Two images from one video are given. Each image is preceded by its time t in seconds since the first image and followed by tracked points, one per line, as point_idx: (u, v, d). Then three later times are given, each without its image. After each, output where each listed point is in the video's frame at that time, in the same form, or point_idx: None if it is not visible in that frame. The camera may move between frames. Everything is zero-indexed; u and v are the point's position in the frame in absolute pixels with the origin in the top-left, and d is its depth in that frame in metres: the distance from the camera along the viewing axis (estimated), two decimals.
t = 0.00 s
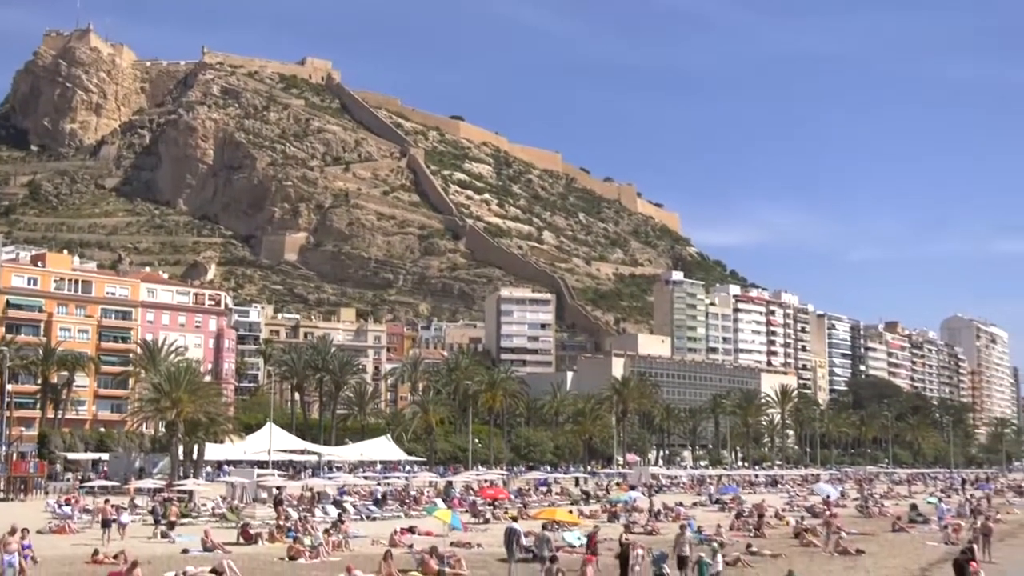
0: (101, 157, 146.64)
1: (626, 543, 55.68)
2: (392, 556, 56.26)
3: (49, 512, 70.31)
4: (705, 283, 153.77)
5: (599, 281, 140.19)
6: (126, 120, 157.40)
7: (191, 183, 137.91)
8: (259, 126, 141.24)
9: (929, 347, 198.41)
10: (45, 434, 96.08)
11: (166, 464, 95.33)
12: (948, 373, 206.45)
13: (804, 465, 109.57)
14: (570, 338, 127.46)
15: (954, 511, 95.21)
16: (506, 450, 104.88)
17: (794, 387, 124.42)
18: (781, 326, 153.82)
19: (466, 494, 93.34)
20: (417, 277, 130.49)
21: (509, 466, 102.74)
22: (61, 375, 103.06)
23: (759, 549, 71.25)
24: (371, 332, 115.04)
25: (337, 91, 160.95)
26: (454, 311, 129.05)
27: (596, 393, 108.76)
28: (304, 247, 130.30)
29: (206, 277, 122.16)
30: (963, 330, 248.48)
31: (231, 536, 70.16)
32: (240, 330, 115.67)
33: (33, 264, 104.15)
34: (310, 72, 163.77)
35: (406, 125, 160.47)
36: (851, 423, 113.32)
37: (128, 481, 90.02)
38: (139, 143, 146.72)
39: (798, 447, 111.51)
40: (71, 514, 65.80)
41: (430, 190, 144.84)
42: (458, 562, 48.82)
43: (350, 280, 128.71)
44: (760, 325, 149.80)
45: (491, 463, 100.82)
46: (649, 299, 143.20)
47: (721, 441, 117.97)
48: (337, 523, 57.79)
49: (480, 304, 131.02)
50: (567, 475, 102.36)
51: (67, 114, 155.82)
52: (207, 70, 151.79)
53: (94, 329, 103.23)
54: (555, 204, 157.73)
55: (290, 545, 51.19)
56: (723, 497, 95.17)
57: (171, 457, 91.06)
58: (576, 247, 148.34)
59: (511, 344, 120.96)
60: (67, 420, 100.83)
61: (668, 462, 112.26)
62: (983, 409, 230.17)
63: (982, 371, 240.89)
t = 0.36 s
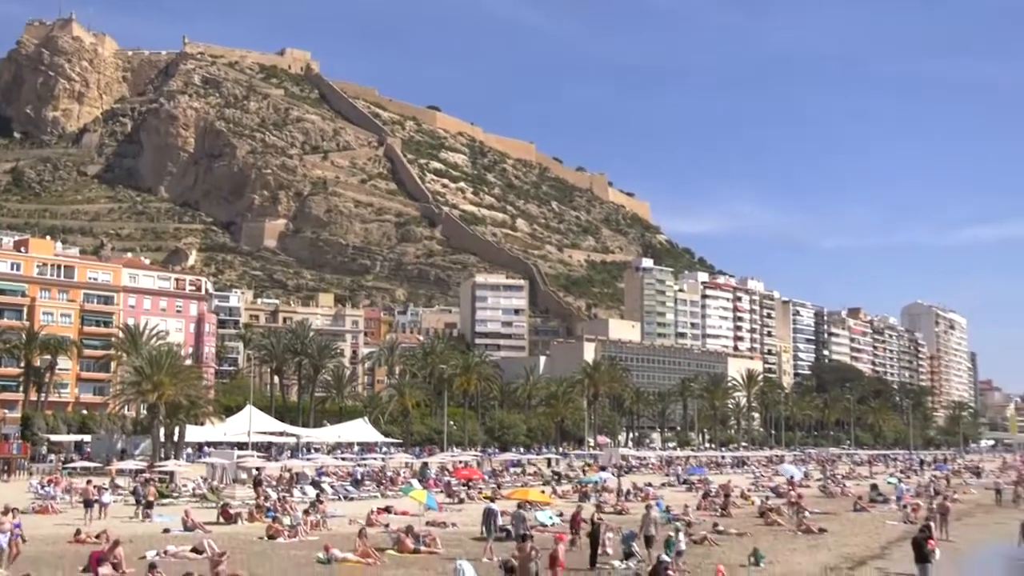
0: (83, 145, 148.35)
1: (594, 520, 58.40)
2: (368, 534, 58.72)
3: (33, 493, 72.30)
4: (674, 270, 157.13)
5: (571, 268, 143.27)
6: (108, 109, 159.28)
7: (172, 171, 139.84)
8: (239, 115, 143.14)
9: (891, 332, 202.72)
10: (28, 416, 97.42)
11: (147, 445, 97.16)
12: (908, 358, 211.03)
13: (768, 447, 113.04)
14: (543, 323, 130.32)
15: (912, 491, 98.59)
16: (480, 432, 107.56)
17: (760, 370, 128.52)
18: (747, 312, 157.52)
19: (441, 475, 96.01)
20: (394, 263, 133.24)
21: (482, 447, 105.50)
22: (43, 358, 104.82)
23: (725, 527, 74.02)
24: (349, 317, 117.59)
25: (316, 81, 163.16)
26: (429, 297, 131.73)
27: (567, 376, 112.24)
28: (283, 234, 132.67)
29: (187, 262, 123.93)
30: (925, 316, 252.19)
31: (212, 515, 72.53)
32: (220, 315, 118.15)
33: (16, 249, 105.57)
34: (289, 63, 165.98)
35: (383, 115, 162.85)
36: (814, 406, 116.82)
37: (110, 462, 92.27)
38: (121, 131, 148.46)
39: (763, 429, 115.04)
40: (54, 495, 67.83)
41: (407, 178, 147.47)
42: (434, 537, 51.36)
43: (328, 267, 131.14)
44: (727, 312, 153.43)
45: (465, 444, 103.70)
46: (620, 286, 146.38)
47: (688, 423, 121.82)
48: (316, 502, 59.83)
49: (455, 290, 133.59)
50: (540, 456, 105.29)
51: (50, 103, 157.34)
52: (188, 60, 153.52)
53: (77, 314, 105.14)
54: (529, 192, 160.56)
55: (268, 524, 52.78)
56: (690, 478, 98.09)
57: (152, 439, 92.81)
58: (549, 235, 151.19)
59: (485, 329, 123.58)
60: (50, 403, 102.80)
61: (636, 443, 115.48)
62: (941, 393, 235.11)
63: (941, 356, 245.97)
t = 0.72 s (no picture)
0: (65, 134, 149.95)
1: (565, 499, 61.39)
2: (346, 513, 60.65)
3: (17, 476, 74.00)
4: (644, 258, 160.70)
5: (544, 255, 146.46)
6: (90, 98, 160.96)
7: (154, 159, 141.90)
8: (219, 104, 144.86)
9: (853, 318, 207.30)
10: (12, 400, 99.32)
11: (129, 428, 99.49)
12: (869, 344, 215.81)
13: (733, 429, 116.71)
14: (517, 309, 133.37)
15: (871, 471, 102.21)
16: (455, 415, 110.31)
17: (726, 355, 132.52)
18: (715, 299, 161.39)
19: (416, 457, 98.99)
20: (372, 250, 135.66)
21: (457, 429, 108.44)
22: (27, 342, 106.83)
23: (692, 506, 77.06)
24: (328, 303, 120.09)
25: (295, 72, 165.50)
26: (406, 283, 134.43)
27: (540, 360, 115.88)
28: (263, 221, 134.94)
29: (169, 249, 126.04)
30: (887, 304, 256.73)
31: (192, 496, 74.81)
32: (201, 300, 120.45)
33: None
34: (269, 54, 168.27)
35: (361, 105, 165.36)
36: (777, 390, 120.81)
37: (93, 443, 94.90)
38: (103, 120, 150.14)
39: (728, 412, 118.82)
40: (35, 476, 69.87)
41: (384, 168, 150.45)
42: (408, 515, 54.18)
43: (306, 254, 133.50)
44: (695, 299, 157.22)
45: (440, 427, 106.80)
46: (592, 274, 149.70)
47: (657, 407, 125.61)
48: (294, 483, 61.39)
49: (430, 277, 137.08)
50: (513, 438, 108.30)
51: (32, 91, 158.75)
52: (169, 51, 155.17)
53: (60, 299, 107.03)
54: (503, 182, 163.59)
55: (247, 505, 54.63)
56: (658, 460, 101.38)
57: (133, 422, 95.32)
58: (522, 223, 154.25)
59: (461, 315, 126.41)
60: (33, 385, 104.93)
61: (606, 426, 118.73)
62: (900, 377, 240.37)
63: (900, 342, 251.25)
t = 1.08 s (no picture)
0: (38, 119, 151.21)
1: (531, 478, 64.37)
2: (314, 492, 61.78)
3: None
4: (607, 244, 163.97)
5: (509, 240, 149.53)
6: (63, 83, 162.03)
7: (125, 144, 143.41)
8: (191, 91, 146.28)
9: (808, 303, 212.05)
10: None
11: (101, 409, 101.67)
12: (823, 328, 220.77)
13: (692, 410, 120.27)
14: (483, 293, 136.34)
15: (825, 450, 105.82)
16: (422, 396, 113.06)
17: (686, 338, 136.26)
18: (675, 285, 165.13)
19: (384, 437, 101.78)
20: (341, 235, 138.10)
21: (424, 409, 111.18)
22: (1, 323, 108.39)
23: (651, 484, 80.25)
24: (298, 287, 122.33)
25: (266, 60, 167.56)
26: (374, 268, 136.40)
27: (505, 342, 119.15)
28: (234, 207, 137.13)
29: (141, 233, 127.72)
30: (842, 287, 261.58)
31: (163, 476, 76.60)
32: (173, 283, 122.45)
33: None
34: (240, 41, 170.11)
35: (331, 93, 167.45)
36: (734, 371, 124.70)
37: (65, 424, 96.76)
38: (76, 105, 151.36)
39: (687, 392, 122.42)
40: (7, 455, 71.71)
41: (354, 155, 152.89)
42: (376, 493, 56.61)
43: (276, 239, 135.62)
44: (656, 284, 160.84)
45: (407, 407, 109.57)
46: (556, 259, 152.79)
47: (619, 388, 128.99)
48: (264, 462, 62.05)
49: (399, 262, 138.81)
50: (479, 419, 111.12)
51: (5, 77, 159.61)
52: (141, 38, 155.99)
53: (32, 282, 108.24)
54: (469, 169, 166.44)
55: (218, 483, 54.75)
56: (620, 439, 104.74)
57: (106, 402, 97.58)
58: (488, 209, 157.24)
59: (428, 299, 129.34)
60: (6, 366, 106.73)
61: (569, 407, 121.94)
62: (853, 360, 245.70)
63: (854, 326, 256.58)
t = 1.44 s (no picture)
0: None
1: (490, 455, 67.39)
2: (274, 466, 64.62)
3: None
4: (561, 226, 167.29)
5: (466, 222, 152.55)
6: (23, 64, 162.33)
7: (87, 124, 143.95)
8: (152, 73, 147.11)
9: (755, 285, 217.05)
10: None
11: (63, 386, 103.59)
12: (770, 308, 226.02)
13: (642, 387, 123.82)
14: (440, 274, 139.28)
15: (770, 426, 109.86)
16: (380, 373, 115.79)
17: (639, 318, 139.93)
18: (627, 266, 168.88)
19: (343, 414, 104.54)
20: (301, 216, 140.80)
21: (383, 387, 113.87)
22: None
23: (603, 460, 83.60)
24: (258, 267, 123.85)
25: (228, 43, 169.46)
26: (334, 249, 140.06)
27: (462, 322, 121.92)
28: (195, 187, 138.59)
29: (102, 213, 128.52)
30: (788, 269, 267.39)
31: (126, 451, 78.13)
32: (135, 263, 123.56)
33: None
34: (201, 24, 172.12)
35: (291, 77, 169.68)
36: (684, 350, 128.71)
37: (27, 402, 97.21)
38: (36, 86, 151.67)
39: (638, 370, 126.00)
40: None
41: (314, 137, 155.04)
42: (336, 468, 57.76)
43: (238, 219, 137.64)
44: (609, 265, 164.35)
45: (366, 385, 112.26)
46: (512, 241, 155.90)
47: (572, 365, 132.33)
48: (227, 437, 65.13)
49: (358, 243, 142.31)
50: (436, 396, 113.92)
51: None
52: (102, 19, 156.09)
53: None
54: (427, 152, 169.42)
55: (181, 459, 56.39)
56: (573, 416, 108.08)
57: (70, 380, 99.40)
58: (446, 191, 160.28)
59: (386, 279, 131.58)
60: None
61: (524, 384, 125.15)
62: (798, 339, 251.37)
63: (798, 306, 262.48)
